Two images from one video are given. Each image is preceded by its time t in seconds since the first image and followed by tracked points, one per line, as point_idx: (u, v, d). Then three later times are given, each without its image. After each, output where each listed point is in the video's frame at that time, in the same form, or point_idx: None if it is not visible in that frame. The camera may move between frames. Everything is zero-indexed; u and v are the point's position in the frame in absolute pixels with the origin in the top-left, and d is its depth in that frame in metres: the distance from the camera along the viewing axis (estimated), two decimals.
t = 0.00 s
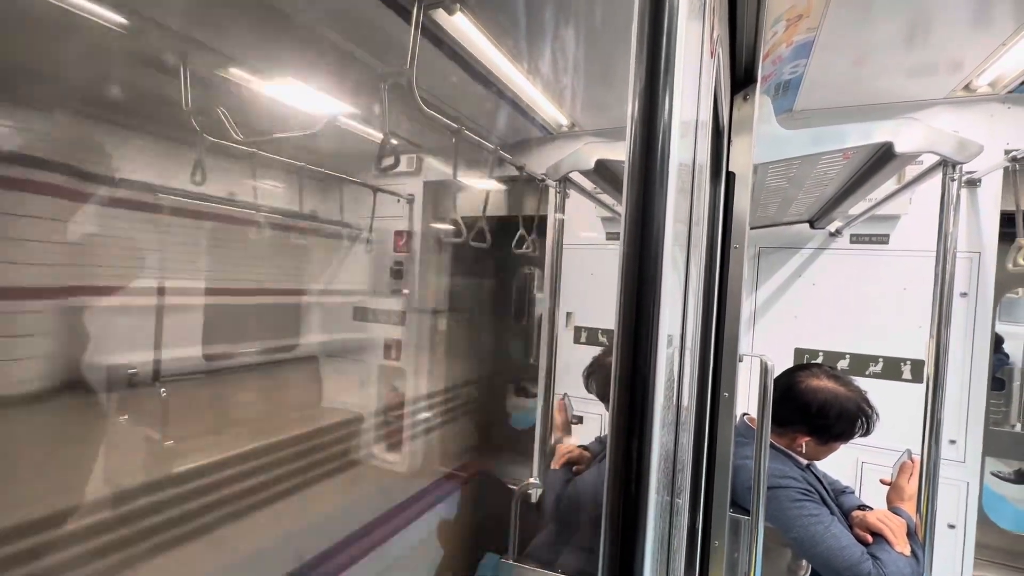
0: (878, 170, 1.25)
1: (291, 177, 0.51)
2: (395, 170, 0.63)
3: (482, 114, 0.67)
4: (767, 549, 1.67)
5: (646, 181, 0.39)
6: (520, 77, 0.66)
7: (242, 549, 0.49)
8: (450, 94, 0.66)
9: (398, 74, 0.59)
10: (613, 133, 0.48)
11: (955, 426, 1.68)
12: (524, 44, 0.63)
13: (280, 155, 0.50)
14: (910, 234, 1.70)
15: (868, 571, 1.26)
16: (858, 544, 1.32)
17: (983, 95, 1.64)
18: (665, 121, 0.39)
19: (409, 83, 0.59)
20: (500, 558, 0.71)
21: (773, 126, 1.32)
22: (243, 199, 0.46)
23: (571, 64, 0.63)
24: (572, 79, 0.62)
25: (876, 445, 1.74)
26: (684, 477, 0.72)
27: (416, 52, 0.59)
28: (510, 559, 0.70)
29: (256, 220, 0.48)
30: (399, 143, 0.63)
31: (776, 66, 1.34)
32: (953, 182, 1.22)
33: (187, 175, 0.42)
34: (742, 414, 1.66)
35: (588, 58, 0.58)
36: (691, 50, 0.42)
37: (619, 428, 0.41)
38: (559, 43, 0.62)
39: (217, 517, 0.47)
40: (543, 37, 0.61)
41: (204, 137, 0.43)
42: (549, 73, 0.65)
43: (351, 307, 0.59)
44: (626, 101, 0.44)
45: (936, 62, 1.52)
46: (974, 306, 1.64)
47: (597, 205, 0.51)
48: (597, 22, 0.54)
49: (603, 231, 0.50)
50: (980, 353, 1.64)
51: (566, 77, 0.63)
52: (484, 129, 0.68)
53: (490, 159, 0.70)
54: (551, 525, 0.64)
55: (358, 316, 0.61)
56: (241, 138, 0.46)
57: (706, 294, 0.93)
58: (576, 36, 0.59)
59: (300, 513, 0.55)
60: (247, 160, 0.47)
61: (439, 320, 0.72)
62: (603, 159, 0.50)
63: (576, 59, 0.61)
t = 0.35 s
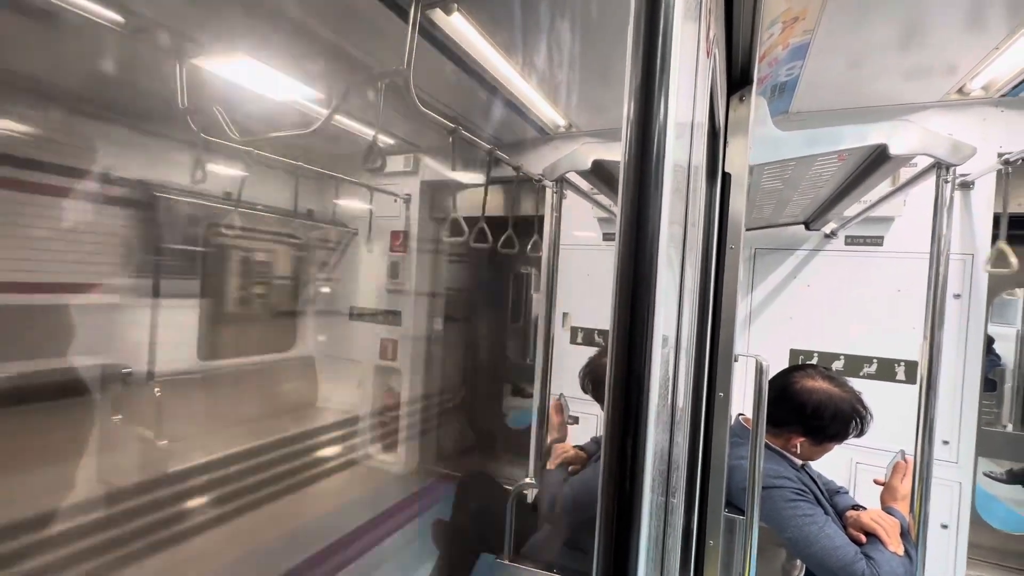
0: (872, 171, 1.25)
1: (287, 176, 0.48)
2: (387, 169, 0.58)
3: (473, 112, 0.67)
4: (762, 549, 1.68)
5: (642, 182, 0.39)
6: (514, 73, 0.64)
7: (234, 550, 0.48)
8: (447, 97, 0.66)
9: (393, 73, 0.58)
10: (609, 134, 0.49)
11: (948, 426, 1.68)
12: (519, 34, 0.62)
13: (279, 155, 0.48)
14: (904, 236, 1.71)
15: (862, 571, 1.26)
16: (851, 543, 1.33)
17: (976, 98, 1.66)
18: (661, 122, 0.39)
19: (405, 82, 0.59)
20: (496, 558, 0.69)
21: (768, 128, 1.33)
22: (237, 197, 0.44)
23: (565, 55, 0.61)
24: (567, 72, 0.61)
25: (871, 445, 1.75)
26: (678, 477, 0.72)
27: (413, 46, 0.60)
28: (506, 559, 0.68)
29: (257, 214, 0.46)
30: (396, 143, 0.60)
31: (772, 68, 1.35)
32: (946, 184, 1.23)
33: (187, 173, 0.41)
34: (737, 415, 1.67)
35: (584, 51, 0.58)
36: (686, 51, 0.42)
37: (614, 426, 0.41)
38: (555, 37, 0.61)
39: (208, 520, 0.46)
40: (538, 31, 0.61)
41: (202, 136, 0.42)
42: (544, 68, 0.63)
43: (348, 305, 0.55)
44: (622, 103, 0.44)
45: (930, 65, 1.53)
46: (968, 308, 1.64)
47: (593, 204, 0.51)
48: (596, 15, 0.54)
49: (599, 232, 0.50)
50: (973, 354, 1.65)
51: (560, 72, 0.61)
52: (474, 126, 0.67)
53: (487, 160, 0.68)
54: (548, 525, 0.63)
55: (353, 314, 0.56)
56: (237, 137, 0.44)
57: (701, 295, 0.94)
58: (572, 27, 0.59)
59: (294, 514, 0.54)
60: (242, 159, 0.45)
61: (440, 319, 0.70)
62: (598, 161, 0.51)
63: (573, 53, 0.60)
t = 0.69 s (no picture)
0: (868, 172, 1.25)
1: (286, 175, 0.43)
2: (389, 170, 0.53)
3: (471, 110, 0.64)
4: (761, 549, 1.69)
5: (638, 182, 0.40)
6: (513, 78, 0.64)
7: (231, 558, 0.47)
8: (447, 99, 0.61)
9: (392, 73, 0.53)
10: (605, 136, 0.49)
11: (943, 426, 1.69)
12: (515, 26, 0.62)
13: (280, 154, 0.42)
14: (899, 237, 1.72)
15: (858, 571, 1.27)
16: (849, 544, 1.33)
17: (971, 100, 1.67)
18: (656, 124, 0.39)
19: (404, 83, 0.54)
20: (492, 558, 0.71)
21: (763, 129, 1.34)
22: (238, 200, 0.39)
23: (562, 52, 0.64)
24: (564, 67, 0.65)
25: (867, 445, 1.76)
26: (676, 476, 0.73)
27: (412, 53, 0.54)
28: (501, 560, 0.71)
29: (254, 220, 0.40)
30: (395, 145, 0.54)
31: (768, 69, 1.36)
32: (942, 185, 1.24)
33: (181, 175, 0.36)
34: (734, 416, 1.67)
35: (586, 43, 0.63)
36: (682, 53, 0.42)
37: (610, 423, 0.41)
38: (552, 37, 0.64)
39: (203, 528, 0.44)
40: (535, 29, 0.63)
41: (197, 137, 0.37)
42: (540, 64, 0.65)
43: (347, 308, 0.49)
44: (617, 105, 0.45)
45: (925, 67, 1.54)
46: (963, 309, 1.65)
47: (591, 207, 0.52)
48: (594, 17, 0.61)
49: (598, 233, 0.50)
50: (968, 355, 1.66)
51: (558, 67, 0.65)
52: (472, 126, 0.65)
53: (488, 162, 0.67)
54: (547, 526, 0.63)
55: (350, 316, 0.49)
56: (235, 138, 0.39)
57: (697, 296, 0.95)
58: (569, 26, 0.64)
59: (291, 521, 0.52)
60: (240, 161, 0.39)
61: (437, 322, 0.64)
62: (597, 163, 0.51)
63: (571, 52, 0.64)
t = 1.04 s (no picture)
0: (869, 175, 1.25)
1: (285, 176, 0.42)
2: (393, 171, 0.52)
3: (478, 117, 0.65)
4: (761, 552, 1.68)
5: (640, 186, 0.40)
6: (519, 84, 0.66)
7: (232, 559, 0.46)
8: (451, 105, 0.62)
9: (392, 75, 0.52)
10: (607, 139, 0.49)
11: (943, 430, 1.69)
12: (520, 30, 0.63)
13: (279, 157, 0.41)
14: (900, 240, 1.72)
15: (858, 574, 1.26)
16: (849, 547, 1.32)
17: (971, 104, 1.67)
18: (659, 127, 0.39)
19: (406, 86, 0.53)
20: (492, 562, 0.70)
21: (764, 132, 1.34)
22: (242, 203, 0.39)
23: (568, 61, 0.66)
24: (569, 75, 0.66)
25: (868, 448, 1.75)
26: (675, 479, 0.73)
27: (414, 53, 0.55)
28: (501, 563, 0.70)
29: (250, 222, 0.39)
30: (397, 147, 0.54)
31: (769, 72, 1.36)
32: (942, 188, 1.24)
33: (181, 174, 0.36)
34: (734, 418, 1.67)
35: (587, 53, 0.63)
36: (683, 57, 0.42)
37: (613, 426, 0.41)
38: (556, 44, 0.65)
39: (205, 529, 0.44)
40: (541, 36, 0.64)
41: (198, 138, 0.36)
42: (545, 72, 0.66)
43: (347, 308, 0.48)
44: (620, 109, 0.45)
45: (925, 71, 1.54)
46: (964, 312, 1.65)
47: (592, 209, 0.53)
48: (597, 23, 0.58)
49: (599, 235, 0.50)
50: (968, 358, 1.66)
51: (562, 73, 0.66)
52: (481, 134, 0.66)
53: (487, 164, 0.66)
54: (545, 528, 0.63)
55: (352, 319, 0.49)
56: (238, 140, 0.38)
57: (699, 299, 0.94)
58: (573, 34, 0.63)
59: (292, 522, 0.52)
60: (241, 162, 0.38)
61: (437, 321, 0.65)
62: (597, 164, 0.52)
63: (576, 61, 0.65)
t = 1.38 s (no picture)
0: (874, 175, 1.25)
1: (289, 175, 0.41)
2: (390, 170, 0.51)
3: (481, 112, 0.64)
4: (763, 552, 1.68)
5: (643, 184, 0.40)
6: (521, 81, 0.66)
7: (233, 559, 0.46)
8: (455, 102, 0.61)
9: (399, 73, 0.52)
10: (611, 138, 0.49)
11: (947, 431, 1.68)
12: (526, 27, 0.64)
13: (284, 155, 0.41)
14: (906, 240, 1.71)
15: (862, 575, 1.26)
16: (851, 547, 1.32)
17: (979, 103, 1.66)
18: (663, 124, 0.39)
19: (410, 83, 0.53)
20: (496, 558, 0.73)
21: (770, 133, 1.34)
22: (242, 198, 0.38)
23: (571, 55, 0.69)
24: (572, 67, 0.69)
25: (872, 450, 1.75)
26: (678, 477, 0.73)
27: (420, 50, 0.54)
28: (505, 558, 0.73)
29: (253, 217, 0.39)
30: (399, 144, 0.53)
31: (775, 71, 1.35)
32: (949, 189, 1.23)
33: (190, 171, 0.36)
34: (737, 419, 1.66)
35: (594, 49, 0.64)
36: (688, 54, 0.42)
37: (615, 422, 0.41)
38: (560, 38, 0.68)
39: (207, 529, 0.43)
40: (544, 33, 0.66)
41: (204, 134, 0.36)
42: (550, 61, 0.68)
43: (349, 307, 0.47)
44: (624, 107, 0.44)
45: (933, 70, 1.53)
46: (970, 314, 1.64)
47: (596, 208, 0.53)
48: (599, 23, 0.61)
49: (602, 236, 0.51)
50: (974, 360, 1.65)
51: (566, 68, 0.68)
52: (483, 129, 0.64)
53: (488, 161, 0.66)
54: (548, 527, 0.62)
55: (354, 317, 0.48)
56: (240, 136, 0.38)
57: (702, 298, 0.94)
58: (577, 30, 0.68)
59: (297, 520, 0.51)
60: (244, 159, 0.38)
61: (441, 320, 0.63)
62: (601, 163, 0.52)
63: (579, 52, 0.68)
